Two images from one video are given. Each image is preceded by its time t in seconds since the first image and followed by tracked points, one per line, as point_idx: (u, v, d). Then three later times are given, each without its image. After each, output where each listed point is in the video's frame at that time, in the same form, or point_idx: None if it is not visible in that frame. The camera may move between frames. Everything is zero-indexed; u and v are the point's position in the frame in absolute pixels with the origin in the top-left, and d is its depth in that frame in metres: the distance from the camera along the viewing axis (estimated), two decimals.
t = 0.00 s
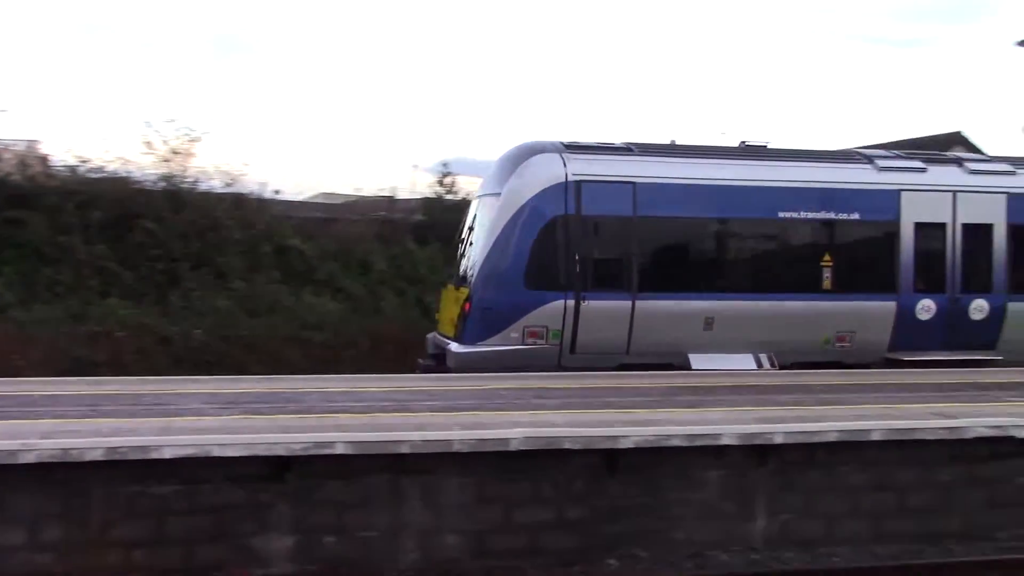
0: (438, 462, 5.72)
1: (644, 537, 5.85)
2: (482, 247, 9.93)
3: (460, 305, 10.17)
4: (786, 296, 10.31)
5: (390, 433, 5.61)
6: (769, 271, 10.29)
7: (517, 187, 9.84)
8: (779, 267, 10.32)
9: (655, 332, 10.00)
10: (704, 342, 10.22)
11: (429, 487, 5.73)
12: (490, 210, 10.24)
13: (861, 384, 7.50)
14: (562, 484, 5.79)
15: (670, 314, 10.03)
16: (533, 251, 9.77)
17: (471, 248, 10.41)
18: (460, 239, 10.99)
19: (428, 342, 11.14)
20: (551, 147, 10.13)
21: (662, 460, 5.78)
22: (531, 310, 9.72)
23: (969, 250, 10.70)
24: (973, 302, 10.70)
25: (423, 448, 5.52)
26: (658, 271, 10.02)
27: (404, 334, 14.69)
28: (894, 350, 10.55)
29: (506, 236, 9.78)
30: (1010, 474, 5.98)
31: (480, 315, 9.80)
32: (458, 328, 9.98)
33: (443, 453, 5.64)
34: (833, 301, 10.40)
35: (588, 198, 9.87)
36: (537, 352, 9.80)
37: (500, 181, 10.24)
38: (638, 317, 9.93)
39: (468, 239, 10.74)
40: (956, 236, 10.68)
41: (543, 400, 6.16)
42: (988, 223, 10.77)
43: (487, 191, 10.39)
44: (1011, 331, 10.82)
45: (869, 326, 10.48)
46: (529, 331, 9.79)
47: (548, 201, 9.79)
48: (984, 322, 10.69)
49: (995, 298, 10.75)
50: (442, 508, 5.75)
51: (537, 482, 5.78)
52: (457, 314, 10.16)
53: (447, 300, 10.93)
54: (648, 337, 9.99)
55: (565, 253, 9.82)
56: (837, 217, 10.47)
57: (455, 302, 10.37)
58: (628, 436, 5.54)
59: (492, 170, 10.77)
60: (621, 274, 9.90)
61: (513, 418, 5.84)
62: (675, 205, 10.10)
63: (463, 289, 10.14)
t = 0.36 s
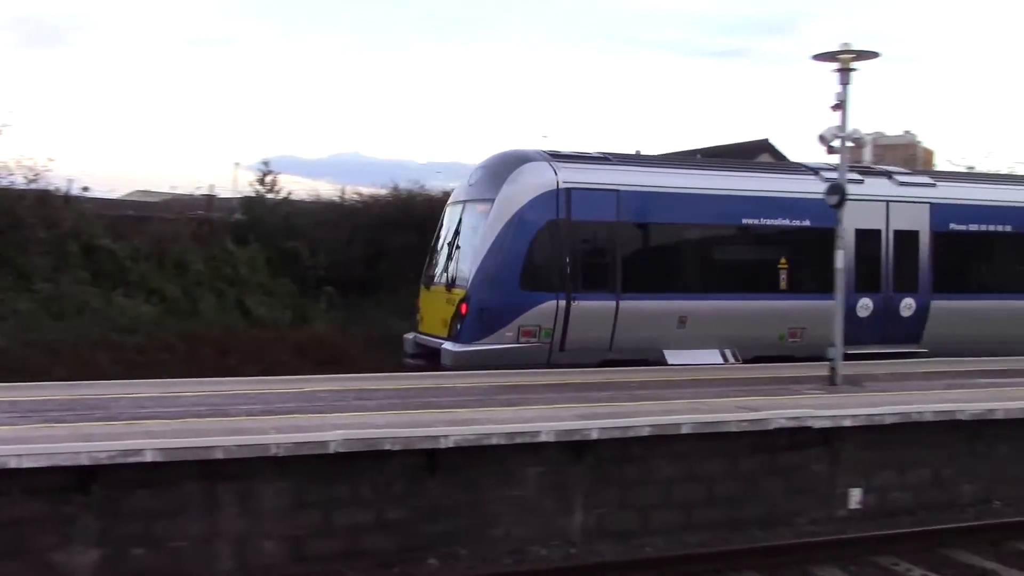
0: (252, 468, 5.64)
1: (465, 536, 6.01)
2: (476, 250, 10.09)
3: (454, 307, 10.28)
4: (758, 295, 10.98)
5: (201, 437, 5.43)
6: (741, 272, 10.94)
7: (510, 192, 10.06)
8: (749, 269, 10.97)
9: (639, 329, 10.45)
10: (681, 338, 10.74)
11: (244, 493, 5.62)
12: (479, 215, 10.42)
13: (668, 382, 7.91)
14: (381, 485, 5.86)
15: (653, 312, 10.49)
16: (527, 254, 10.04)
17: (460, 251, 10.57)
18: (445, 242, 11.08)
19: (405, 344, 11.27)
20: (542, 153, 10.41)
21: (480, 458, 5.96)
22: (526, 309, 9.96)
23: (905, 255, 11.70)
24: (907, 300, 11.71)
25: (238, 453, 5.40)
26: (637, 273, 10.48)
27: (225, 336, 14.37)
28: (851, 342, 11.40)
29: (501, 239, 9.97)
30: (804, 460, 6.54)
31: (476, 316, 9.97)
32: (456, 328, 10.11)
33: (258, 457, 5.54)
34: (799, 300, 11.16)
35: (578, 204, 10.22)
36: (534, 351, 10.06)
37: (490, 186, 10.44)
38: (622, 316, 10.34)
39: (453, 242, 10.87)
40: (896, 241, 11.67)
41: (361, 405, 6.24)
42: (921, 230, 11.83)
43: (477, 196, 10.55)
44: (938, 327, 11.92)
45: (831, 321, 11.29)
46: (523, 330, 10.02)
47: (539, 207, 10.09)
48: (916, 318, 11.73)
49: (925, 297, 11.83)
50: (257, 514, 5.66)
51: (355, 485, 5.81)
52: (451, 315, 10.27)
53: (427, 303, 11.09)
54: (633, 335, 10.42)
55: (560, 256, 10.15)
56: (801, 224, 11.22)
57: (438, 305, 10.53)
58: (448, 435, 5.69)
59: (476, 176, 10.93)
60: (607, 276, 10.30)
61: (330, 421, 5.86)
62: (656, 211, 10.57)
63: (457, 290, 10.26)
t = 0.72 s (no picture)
0: (64, 479, 5.52)
1: (292, 542, 6.28)
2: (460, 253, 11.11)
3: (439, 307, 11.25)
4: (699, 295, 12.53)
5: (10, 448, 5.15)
6: (678, 271, 12.46)
7: (490, 201, 11.10)
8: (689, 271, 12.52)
9: (603, 329, 11.64)
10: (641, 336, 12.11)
11: (55, 506, 5.49)
12: (459, 219, 11.45)
13: (471, 390, 8.40)
14: (204, 493, 5.95)
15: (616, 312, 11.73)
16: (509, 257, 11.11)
17: (439, 255, 11.61)
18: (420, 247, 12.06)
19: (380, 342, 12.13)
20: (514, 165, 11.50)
21: (307, 464, 6.27)
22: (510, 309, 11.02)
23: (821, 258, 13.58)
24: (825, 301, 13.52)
25: (48, 465, 5.14)
26: (604, 276, 11.65)
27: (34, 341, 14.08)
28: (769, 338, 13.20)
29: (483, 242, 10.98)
30: (629, 457, 7.81)
31: (462, 316, 10.94)
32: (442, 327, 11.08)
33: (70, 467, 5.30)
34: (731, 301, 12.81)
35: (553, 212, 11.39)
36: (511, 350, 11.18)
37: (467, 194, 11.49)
38: (590, 316, 11.50)
39: (431, 247, 11.88)
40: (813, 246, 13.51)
41: (181, 412, 6.25)
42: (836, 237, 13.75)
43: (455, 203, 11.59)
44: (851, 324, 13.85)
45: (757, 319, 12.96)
46: (505, 327, 11.08)
47: (518, 214, 11.16)
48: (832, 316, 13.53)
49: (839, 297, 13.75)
50: (69, 527, 5.55)
51: (177, 492, 5.86)
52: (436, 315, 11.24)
53: (406, 305, 12.05)
54: (601, 334, 11.62)
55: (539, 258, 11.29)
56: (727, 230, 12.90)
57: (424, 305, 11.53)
58: (274, 440, 5.77)
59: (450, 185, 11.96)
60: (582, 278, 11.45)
61: (149, 428, 5.77)
62: (618, 218, 11.85)
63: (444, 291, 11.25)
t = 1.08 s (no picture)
0: None
1: (115, 555, 6.12)
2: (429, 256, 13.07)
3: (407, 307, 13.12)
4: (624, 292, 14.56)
5: None
6: (608, 272, 14.44)
7: (454, 209, 13.11)
8: (616, 271, 14.51)
9: (552, 325, 13.91)
10: (577, 328, 14.21)
11: None
12: (423, 226, 13.42)
13: (307, 392, 8.30)
14: (18, 506, 5.77)
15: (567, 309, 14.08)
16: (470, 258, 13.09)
17: (405, 258, 13.55)
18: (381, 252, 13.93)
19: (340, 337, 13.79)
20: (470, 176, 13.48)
21: (128, 472, 6.12)
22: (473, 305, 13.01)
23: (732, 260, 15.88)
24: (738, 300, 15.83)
25: None
26: (555, 278, 13.87)
27: None
28: (689, 334, 15.31)
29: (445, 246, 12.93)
30: (463, 457, 8.01)
31: (435, 313, 12.86)
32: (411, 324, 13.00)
33: None
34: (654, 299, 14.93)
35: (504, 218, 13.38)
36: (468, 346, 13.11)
37: (431, 204, 13.48)
38: (541, 314, 13.71)
39: (395, 250, 13.77)
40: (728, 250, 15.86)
41: None
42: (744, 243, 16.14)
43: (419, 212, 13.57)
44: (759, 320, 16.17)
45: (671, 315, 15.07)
46: (470, 326, 13.09)
47: (483, 220, 13.17)
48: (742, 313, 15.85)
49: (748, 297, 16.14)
50: None
51: None
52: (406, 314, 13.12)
53: (372, 305, 13.88)
54: (546, 327, 13.86)
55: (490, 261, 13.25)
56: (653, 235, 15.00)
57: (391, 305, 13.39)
58: (95, 448, 5.62)
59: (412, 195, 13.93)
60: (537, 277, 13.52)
61: None
62: (558, 225, 13.92)
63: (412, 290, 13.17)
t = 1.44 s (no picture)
0: None
1: None
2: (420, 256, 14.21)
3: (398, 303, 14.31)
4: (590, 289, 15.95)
5: None
6: (574, 272, 15.87)
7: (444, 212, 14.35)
8: (582, 270, 15.90)
9: (525, 321, 15.27)
10: (547, 324, 15.61)
11: None
12: (413, 229, 14.61)
13: (178, 394, 8.07)
14: None
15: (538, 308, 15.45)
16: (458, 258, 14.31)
17: (394, 258, 14.70)
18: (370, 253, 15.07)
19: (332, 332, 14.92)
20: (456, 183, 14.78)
21: None
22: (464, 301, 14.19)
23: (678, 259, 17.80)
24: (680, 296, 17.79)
25: None
26: (529, 277, 15.22)
27: None
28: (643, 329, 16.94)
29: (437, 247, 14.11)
30: (339, 457, 7.97)
31: (426, 310, 14.00)
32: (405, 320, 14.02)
33: None
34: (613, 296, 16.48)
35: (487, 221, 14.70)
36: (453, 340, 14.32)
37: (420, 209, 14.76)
38: (518, 310, 15.05)
39: (385, 252, 14.96)
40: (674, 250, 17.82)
41: None
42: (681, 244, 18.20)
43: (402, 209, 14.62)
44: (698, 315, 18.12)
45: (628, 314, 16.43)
46: (458, 321, 14.34)
47: (470, 225, 14.41)
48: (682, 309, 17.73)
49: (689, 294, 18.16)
50: None
51: None
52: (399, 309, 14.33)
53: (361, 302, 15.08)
54: (521, 324, 15.21)
55: (476, 260, 14.55)
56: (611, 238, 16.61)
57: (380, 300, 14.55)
58: None
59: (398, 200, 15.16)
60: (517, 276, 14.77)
61: None
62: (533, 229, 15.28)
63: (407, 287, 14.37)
